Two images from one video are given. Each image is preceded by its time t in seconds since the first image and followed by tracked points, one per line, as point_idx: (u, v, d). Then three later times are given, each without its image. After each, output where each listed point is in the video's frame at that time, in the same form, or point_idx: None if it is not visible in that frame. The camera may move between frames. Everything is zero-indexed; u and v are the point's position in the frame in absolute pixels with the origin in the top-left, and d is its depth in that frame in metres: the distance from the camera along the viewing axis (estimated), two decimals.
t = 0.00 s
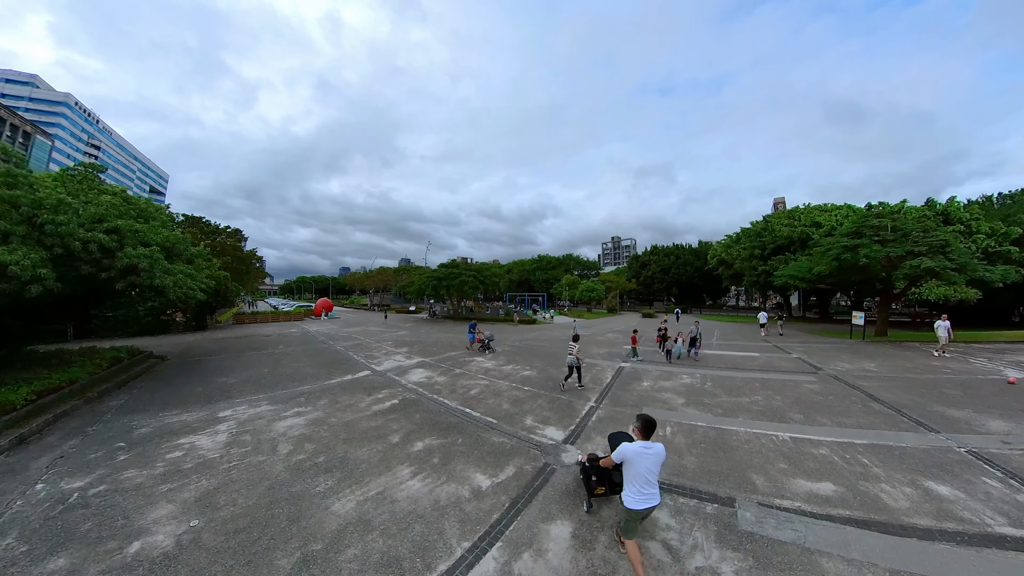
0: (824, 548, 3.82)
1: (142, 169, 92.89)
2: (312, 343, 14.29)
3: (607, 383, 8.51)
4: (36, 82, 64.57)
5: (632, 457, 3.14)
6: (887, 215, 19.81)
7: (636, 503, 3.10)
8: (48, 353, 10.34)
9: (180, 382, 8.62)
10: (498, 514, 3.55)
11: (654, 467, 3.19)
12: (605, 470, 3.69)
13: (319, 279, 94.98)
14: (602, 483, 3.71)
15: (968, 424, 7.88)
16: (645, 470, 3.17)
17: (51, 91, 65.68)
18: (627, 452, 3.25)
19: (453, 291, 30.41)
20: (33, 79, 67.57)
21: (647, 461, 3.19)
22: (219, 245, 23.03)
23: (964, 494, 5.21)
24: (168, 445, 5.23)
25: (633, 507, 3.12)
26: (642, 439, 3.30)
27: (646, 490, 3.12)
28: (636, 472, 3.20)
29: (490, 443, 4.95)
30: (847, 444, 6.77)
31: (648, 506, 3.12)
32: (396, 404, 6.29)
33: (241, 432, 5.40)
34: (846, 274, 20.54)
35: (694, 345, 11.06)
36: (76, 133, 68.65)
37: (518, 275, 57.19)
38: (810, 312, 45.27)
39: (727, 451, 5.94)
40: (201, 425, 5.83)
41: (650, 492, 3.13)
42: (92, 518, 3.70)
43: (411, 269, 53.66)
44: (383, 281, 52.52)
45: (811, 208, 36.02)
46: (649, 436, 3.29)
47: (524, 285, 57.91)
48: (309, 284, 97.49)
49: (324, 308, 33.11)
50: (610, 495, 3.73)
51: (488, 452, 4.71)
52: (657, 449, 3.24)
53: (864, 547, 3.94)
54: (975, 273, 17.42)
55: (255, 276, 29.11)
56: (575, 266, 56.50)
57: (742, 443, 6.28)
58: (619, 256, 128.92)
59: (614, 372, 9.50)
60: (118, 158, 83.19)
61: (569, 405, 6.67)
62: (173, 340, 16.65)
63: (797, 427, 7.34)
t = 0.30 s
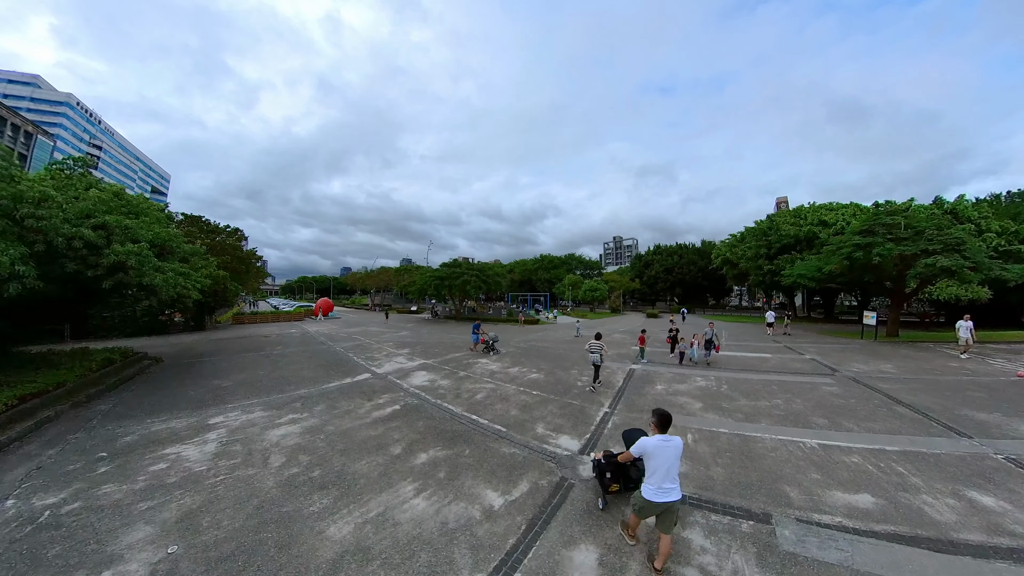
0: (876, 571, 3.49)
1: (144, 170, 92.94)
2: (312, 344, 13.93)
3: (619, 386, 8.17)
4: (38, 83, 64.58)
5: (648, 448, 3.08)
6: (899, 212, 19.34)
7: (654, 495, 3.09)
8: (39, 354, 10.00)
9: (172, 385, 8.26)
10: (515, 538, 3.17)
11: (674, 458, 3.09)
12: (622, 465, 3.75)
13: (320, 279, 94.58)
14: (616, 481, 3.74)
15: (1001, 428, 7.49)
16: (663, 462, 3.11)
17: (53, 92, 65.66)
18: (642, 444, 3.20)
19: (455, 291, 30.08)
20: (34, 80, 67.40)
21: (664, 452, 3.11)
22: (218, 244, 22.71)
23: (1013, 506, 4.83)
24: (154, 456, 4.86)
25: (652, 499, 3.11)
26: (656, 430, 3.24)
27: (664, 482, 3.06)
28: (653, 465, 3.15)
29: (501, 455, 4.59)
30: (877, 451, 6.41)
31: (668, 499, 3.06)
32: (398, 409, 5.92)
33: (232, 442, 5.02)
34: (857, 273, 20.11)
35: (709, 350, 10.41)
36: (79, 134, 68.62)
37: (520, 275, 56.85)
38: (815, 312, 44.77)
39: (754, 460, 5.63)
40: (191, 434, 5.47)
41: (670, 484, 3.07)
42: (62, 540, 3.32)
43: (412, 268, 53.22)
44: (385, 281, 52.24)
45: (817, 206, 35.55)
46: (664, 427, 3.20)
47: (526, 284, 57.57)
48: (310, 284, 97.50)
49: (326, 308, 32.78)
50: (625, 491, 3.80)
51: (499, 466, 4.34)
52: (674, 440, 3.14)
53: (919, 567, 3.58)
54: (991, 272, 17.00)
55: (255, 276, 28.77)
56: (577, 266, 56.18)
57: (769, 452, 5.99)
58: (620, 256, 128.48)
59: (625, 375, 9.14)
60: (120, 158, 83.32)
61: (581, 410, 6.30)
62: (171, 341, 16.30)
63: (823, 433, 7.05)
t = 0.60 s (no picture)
0: None
1: (146, 171, 92.93)
2: (312, 346, 13.68)
3: (630, 390, 7.90)
4: (40, 83, 64.54)
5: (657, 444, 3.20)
6: (909, 212, 18.97)
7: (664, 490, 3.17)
8: (33, 356, 9.77)
9: (167, 390, 7.99)
10: (533, 563, 2.88)
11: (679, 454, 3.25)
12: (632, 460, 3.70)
13: (321, 279, 94.49)
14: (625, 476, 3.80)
15: None
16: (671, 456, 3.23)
17: (56, 92, 65.57)
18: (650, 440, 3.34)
19: (457, 291, 29.81)
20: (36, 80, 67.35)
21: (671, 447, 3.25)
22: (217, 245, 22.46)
23: None
24: (144, 469, 4.59)
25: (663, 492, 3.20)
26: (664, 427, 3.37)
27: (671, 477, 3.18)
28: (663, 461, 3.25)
29: (513, 468, 4.31)
30: (902, 459, 6.11)
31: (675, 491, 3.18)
32: (402, 416, 5.65)
33: (226, 454, 4.75)
34: (866, 273, 19.76)
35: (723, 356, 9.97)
36: (81, 134, 68.54)
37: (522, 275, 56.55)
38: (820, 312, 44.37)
39: (777, 470, 5.36)
40: (184, 444, 5.20)
41: (677, 477, 3.18)
42: (37, 566, 3.04)
43: (414, 269, 52.97)
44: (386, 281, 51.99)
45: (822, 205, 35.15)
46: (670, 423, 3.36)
47: (527, 284, 57.28)
48: (311, 284, 97.28)
49: (326, 308, 32.51)
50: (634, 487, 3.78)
51: (510, 480, 4.06)
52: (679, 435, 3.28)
53: None
54: (1004, 272, 16.66)
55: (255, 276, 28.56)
56: (579, 266, 55.88)
57: (792, 461, 5.70)
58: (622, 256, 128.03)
59: (635, 378, 8.86)
60: (122, 159, 83.23)
61: (593, 417, 6.01)
62: (169, 343, 16.05)
63: (844, 440, 6.74)
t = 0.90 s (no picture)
0: None
1: (148, 171, 92.91)
2: (312, 346, 13.36)
3: (642, 393, 7.60)
4: (42, 83, 64.53)
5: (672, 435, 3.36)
6: (921, 209, 18.56)
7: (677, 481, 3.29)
8: (25, 357, 9.49)
9: (160, 392, 7.69)
10: None
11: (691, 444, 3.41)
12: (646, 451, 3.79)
13: (323, 280, 94.19)
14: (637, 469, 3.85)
15: None
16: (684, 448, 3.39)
17: (58, 93, 65.38)
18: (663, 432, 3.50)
19: (459, 291, 29.50)
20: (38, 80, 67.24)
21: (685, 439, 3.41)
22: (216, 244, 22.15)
23: None
24: (129, 481, 4.29)
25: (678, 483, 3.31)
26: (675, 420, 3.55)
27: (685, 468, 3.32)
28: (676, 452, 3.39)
29: (524, 481, 3.99)
30: (933, 465, 5.77)
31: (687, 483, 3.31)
32: (404, 422, 5.33)
33: (217, 463, 4.44)
34: (877, 272, 19.35)
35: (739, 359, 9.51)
36: (83, 135, 68.43)
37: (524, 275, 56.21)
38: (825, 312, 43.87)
39: (805, 480, 5.05)
40: (173, 452, 4.90)
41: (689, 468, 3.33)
42: None
43: (415, 268, 52.68)
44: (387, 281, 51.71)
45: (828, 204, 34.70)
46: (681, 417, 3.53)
47: (530, 284, 56.93)
48: (312, 284, 96.91)
49: (326, 308, 32.21)
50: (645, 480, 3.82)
51: (523, 494, 3.74)
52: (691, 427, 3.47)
53: None
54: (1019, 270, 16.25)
55: (255, 276, 28.30)
56: (582, 266, 55.51)
57: (820, 470, 5.39)
58: (623, 257, 127.92)
59: (646, 380, 8.55)
60: (124, 159, 83.27)
61: (606, 423, 5.68)
62: (166, 343, 15.76)
63: (870, 445, 6.41)
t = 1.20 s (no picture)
0: None
1: (151, 171, 93.01)
2: (311, 348, 13.02)
3: (655, 398, 7.25)
4: (45, 84, 64.61)
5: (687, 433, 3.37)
6: (934, 207, 18.12)
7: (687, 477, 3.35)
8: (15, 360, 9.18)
9: (151, 397, 7.35)
10: None
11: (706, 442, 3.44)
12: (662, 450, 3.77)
13: (324, 280, 94.06)
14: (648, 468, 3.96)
15: None
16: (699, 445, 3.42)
17: (60, 93, 65.40)
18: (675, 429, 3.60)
19: (461, 292, 29.16)
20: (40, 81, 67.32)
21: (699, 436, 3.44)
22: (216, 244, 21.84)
23: None
24: (108, 499, 3.94)
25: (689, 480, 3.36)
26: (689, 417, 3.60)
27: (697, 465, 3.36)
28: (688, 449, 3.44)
29: (539, 500, 3.64)
30: (971, 476, 5.40)
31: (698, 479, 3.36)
32: (406, 432, 4.98)
33: (204, 479, 4.10)
34: (889, 272, 18.92)
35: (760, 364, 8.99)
36: (86, 135, 68.45)
37: (526, 275, 55.85)
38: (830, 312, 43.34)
39: (840, 495, 4.69)
40: (159, 465, 4.55)
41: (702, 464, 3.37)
42: None
43: (416, 269, 52.38)
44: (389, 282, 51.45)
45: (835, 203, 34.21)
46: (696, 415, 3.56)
47: (532, 285, 56.56)
48: (314, 285, 96.76)
49: (328, 309, 31.99)
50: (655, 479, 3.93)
51: (538, 516, 3.38)
52: (705, 425, 3.50)
53: None
54: None
55: (255, 277, 28.01)
56: (584, 266, 55.13)
57: (853, 484, 5.02)
58: (625, 257, 127.41)
59: (658, 385, 8.20)
60: (127, 159, 83.44)
61: (622, 432, 5.33)
62: (163, 344, 15.46)
63: (900, 455, 6.03)
